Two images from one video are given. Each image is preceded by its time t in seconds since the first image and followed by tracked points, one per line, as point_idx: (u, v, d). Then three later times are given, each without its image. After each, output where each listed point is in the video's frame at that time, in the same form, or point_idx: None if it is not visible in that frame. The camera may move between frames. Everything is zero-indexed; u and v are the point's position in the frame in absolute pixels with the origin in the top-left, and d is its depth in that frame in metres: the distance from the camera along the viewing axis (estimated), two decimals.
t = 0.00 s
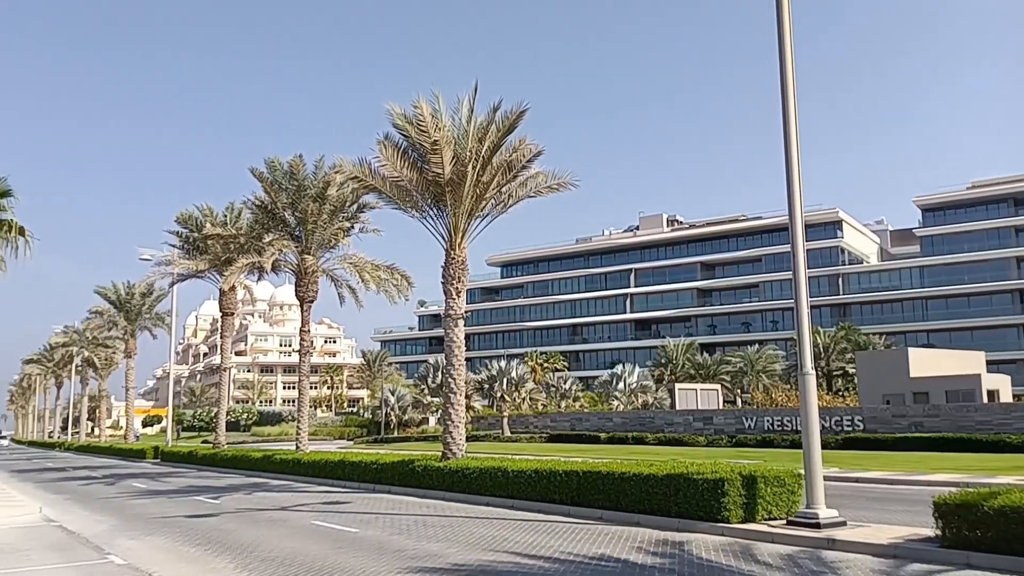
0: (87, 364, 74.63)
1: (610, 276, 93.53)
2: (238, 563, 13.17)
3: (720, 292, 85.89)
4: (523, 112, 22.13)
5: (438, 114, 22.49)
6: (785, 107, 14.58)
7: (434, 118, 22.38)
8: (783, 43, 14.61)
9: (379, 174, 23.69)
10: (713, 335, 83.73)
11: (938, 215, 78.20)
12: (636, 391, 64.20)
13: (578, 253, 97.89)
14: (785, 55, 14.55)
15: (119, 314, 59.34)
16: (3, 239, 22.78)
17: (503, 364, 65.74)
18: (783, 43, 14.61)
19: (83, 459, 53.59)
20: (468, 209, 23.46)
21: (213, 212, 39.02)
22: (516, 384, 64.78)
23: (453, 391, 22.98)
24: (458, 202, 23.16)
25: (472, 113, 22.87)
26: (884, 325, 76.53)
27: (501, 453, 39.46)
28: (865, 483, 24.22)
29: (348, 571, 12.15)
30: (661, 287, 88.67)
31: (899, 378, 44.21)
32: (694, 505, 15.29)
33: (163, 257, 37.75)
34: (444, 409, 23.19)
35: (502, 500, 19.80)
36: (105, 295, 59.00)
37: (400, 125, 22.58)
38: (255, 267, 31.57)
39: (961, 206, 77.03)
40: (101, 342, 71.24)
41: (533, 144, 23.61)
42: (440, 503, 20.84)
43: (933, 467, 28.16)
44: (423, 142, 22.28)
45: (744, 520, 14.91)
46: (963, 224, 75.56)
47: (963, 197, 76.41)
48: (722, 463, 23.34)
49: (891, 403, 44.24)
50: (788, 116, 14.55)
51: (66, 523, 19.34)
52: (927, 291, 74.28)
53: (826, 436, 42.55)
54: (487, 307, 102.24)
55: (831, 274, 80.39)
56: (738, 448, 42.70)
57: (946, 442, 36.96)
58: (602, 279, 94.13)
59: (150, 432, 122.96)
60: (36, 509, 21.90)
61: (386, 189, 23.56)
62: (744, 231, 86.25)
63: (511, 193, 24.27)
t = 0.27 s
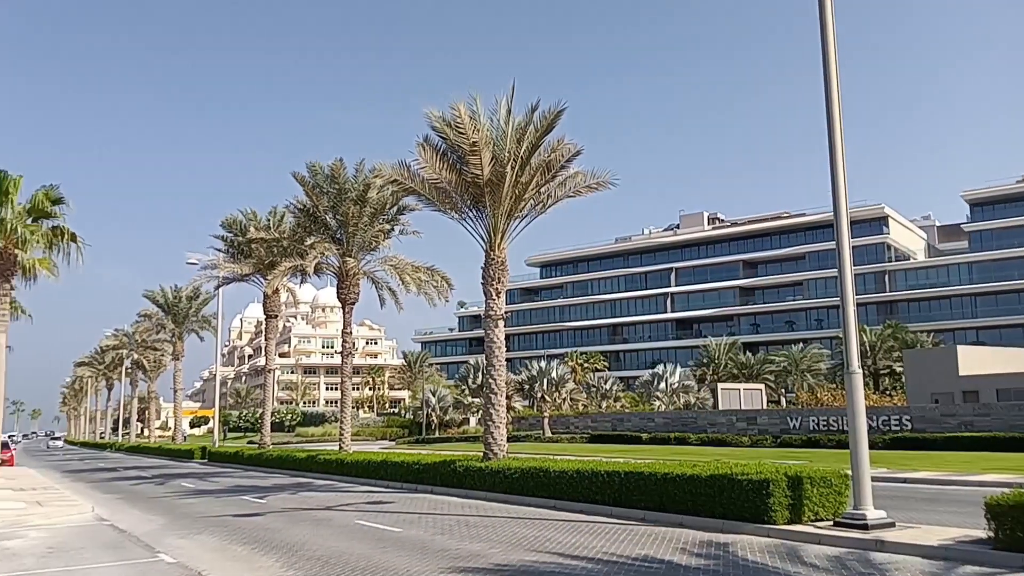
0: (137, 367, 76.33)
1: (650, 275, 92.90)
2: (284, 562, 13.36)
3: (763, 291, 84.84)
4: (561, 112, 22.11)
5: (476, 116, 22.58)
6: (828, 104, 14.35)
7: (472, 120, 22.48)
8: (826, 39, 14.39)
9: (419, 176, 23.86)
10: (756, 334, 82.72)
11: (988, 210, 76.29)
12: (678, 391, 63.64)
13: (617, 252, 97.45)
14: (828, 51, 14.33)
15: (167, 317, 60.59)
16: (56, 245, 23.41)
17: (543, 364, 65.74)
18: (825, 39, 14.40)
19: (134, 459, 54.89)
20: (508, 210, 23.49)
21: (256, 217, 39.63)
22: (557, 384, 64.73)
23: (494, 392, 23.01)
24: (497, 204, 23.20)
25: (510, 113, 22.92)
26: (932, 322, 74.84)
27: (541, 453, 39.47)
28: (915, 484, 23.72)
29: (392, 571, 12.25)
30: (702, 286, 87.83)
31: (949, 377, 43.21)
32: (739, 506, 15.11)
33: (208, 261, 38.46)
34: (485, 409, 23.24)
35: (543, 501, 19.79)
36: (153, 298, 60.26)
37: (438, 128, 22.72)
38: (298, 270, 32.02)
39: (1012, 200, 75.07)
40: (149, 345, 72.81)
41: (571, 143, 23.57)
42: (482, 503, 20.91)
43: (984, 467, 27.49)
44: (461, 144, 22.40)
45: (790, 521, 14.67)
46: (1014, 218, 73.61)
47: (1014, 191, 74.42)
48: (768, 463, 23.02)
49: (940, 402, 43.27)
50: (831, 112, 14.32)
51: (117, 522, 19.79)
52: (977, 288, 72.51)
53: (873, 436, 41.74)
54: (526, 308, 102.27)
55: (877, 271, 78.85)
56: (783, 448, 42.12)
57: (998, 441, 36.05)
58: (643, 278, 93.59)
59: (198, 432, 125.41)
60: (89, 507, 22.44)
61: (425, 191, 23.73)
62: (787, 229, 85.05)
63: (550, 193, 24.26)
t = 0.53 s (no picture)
0: (180, 369, 77.70)
1: (688, 274, 92.11)
2: (325, 561, 13.48)
3: (803, 289, 83.70)
4: (596, 110, 22.02)
5: (511, 116, 22.58)
6: (869, 98, 14.08)
7: (507, 121, 22.47)
8: (867, 32, 14.12)
9: (454, 177, 23.92)
10: (796, 333, 81.61)
11: None
12: (717, 391, 62.99)
13: (654, 251, 96.85)
14: (868, 45, 14.06)
15: (209, 319, 61.60)
16: (102, 250, 23.89)
17: (580, 364, 65.59)
18: (865, 32, 14.13)
19: (178, 458, 55.92)
20: (543, 210, 23.44)
21: (295, 220, 40.10)
22: (594, 384, 64.53)
23: (531, 392, 22.94)
24: (533, 204, 23.17)
25: (545, 113, 22.88)
26: (977, 319, 73.13)
27: (579, 453, 39.40)
28: (961, 483, 23.22)
29: (432, 570, 12.26)
30: (741, 284, 86.85)
31: (996, 375, 42.17)
32: (782, 507, 14.89)
33: (249, 264, 39.03)
34: (523, 408, 23.20)
35: (581, 501, 19.74)
36: (195, 301, 61.30)
37: (473, 129, 22.77)
38: (336, 272, 32.34)
39: None
40: (192, 347, 74.05)
41: (606, 142, 23.45)
42: (520, 503, 20.92)
43: None
44: (497, 145, 22.40)
45: (833, 522, 14.42)
46: None
47: None
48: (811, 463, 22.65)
49: (987, 401, 42.29)
50: (873, 107, 14.05)
51: (162, 521, 20.16)
52: None
53: (918, 435, 40.91)
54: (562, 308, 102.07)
55: (920, 267, 77.26)
56: (824, 449, 41.52)
57: None
58: (680, 277, 92.89)
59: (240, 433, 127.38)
60: (134, 507, 22.86)
61: (461, 192, 23.81)
62: (827, 225, 83.80)
63: (586, 193, 24.18)
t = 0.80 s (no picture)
0: (220, 371, 78.89)
1: (723, 273, 91.24)
2: (363, 561, 13.58)
3: (841, 286, 82.51)
4: (630, 109, 21.91)
5: (543, 117, 22.55)
6: (908, 96, 13.83)
7: (539, 121, 22.45)
8: (905, 27, 13.87)
9: (487, 178, 23.96)
10: (835, 331, 80.41)
11: None
12: (755, 391, 62.32)
13: (688, 250, 96.14)
14: (907, 39, 13.82)
15: (248, 321, 62.47)
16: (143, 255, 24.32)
17: (615, 364, 65.39)
18: (903, 27, 13.88)
19: (218, 459, 56.77)
20: (577, 209, 23.37)
21: (330, 222, 40.52)
22: (629, 383, 64.25)
23: (566, 392, 22.88)
24: (566, 203, 23.12)
25: (577, 112, 22.83)
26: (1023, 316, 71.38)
27: (615, 454, 39.28)
28: (1008, 484, 22.69)
29: (470, 570, 12.28)
30: (778, 282, 85.80)
31: None
32: (821, 508, 14.69)
33: (285, 266, 39.52)
34: (557, 408, 23.15)
35: (618, 501, 19.66)
36: (234, 304, 62.22)
37: (506, 129, 22.78)
38: (371, 273, 32.61)
39: None
40: (231, 350, 75.18)
41: (640, 141, 23.33)
42: (557, 503, 20.89)
43: None
44: (530, 145, 22.38)
45: (875, 522, 14.18)
46: None
47: None
48: (852, 463, 22.28)
49: None
50: (912, 104, 13.79)
51: (204, 520, 20.50)
52: None
53: (962, 435, 40.05)
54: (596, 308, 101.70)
55: (962, 264, 75.67)
56: (865, 448, 40.86)
57: None
58: (715, 276, 92.10)
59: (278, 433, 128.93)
60: (176, 506, 23.23)
61: (494, 193, 23.84)
62: (865, 221, 82.51)
63: (620, 192, 24.06)
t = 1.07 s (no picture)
0: (256, 372, 79.85)
1: (758, 272, 90.26)
2: (398, 560, 13.64)
3: (879, 285, 81.25)
4: (662, 107, 21.77)
5: (575, 116, 22.49)
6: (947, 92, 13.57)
7: (571, 120, 22.39)
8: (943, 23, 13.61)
9: (519, 178, 23.96)
10: (873, 330, 79.15)
11: None
12: (791, 391, 61.51)
13: (722, 249, 95.31)
14: (944, 34, 13.56)
15: (282, 322, 63.16)
16: (180, 257, 24.71)
17: (648, 363, 64.99)
18: (941, 22, 13.63)
19: (254, 458, 57.50)
20: (609, 209, 23.26)
21: (363, 224, 40.81)
22: (663, 383, 63.80)
23: (599, 392, 22.78)
24: (598, 203, 23.03)
25: (609, 111, 22.75)
26: None
27: (649, 454, 39.06)
28: None
29: (504, 570, 12.28)
30: (814, 281, 84.66)
31: None
32: (860, 509, 14.46)
33: (319, 268, 39.88)
34: (591, 408, 23.08)
35: (652, 502, 19.53)
36: (269, 305, 62.95)
37: (537, 129, 22.76)
38: (404, 274, 32.79)
39: None
40: (266, 350, 76.07)
41: (673, 139, 23.18)
42: (591, 504, 20.82)
43: None
44: (561, 145, 22.33)
45: (914, 524, 13.91)
46: None
47: None
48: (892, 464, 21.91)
49: None
50: (951, 101, 13.53)
51: (241, 520, 20.75)
52: None
53: (1006, 435, 39.19)
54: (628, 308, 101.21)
55: (1004, 260, 74.06)
56: (904, 449, 40.19)
57: None
58: (749, 275, 91.16)
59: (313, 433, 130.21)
60: (214, 505, 23.52)
61: (526, 193, 23.83)
62: (904, 218, 81.18)
63: (652, 191, 23.92)
